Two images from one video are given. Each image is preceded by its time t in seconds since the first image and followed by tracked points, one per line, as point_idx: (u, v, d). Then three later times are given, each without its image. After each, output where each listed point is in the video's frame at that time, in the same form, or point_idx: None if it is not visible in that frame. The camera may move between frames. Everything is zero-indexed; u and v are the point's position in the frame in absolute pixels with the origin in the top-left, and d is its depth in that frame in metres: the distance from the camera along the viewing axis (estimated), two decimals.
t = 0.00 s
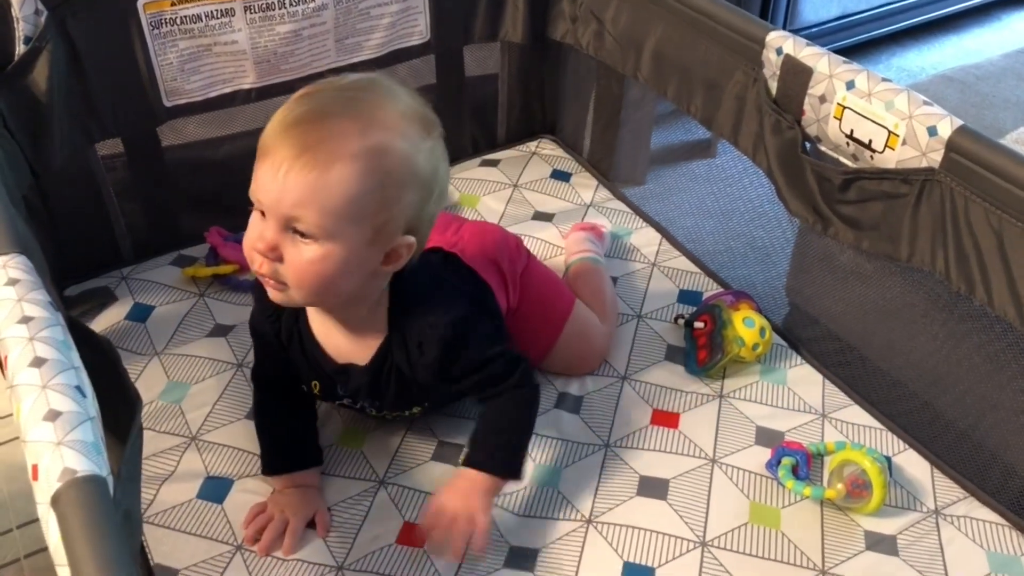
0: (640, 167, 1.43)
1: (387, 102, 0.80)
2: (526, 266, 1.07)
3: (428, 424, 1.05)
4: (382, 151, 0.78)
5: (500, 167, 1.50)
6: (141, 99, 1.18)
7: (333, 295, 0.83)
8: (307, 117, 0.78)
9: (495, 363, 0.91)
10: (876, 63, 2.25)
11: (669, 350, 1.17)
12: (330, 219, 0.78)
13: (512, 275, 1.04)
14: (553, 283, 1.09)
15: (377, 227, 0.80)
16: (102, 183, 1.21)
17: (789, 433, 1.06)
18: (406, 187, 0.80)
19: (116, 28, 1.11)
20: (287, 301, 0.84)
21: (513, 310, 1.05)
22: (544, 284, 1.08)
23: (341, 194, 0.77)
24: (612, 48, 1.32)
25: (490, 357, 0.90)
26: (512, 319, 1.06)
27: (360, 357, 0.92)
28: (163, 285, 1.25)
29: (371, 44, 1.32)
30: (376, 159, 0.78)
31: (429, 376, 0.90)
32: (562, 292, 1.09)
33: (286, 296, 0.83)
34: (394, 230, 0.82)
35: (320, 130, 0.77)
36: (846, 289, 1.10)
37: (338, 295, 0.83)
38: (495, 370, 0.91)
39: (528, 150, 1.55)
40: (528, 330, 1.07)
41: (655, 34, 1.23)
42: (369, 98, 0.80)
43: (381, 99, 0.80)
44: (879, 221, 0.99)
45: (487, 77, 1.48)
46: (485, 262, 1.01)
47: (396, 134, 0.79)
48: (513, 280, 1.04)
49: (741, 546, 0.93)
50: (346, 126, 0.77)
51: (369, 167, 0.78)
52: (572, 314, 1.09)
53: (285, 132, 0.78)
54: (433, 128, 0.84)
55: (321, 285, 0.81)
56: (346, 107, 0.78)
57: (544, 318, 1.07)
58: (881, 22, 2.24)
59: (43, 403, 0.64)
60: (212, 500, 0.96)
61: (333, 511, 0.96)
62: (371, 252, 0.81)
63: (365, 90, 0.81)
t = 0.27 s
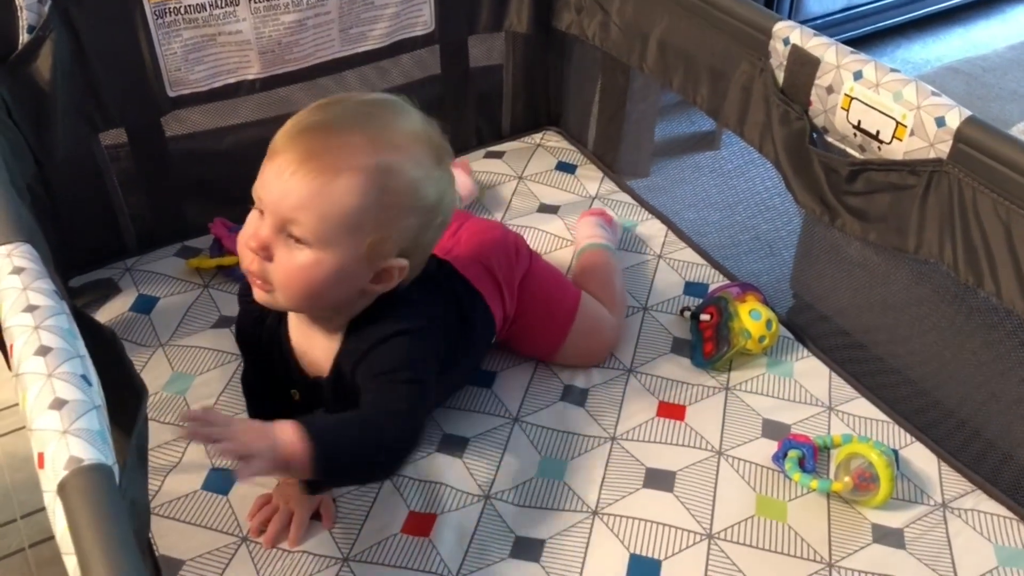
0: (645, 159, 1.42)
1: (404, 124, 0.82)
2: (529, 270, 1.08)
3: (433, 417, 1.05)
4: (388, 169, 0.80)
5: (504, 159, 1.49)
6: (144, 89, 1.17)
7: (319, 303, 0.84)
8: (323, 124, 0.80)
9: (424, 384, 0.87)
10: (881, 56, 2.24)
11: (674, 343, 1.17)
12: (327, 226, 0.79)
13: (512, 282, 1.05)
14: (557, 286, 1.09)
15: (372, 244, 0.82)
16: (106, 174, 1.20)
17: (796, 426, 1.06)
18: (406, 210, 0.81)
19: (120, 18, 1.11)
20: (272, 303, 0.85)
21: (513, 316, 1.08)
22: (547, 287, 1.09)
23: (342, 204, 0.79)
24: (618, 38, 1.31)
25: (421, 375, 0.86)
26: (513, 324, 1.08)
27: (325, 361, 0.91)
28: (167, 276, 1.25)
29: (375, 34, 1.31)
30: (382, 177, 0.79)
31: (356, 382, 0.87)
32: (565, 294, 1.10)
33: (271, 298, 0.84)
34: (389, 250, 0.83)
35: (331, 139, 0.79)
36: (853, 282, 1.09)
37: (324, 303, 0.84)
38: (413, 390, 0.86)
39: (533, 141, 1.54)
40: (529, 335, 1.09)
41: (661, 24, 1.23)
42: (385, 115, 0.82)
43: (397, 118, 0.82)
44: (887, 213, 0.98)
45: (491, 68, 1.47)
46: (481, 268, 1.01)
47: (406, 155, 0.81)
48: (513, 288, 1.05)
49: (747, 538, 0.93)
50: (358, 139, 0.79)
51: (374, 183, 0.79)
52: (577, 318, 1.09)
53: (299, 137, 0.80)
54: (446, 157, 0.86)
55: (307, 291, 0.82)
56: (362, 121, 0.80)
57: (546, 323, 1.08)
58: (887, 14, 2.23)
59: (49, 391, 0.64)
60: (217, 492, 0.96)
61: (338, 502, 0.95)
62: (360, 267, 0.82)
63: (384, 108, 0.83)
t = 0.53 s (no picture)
0: (652, 149, 1.42)
1: (329, 120, 0.78)
2: (532, 269, 1.10)
3: (439, 406, 1.05)
4: (320, 168, 0.76)
5: (511, 149, 1.49)
6: (151, 77, 1.17)
7: (281, 308, 0.82)
8: (243, 133, 0.76)
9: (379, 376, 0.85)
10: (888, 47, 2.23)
11: (680, 333, 1.16)
12: (270, 236, 0.76)
13: (509, 285, 1.06)
14: (565, 283, 1.10)
15: (320, 243, 0.79)
16: (113, 162, 1.20)
17: (803, 416, 1.06)
18: (346, 204, 0.78)
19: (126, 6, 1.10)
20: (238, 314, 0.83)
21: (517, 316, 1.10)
22: (554, 286, 1.10)
23: (280, 212, 0.75)
24: (625, 28, 1.31)
25: (374, 364, 0.84)
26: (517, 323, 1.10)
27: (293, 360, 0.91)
28: (173, 265, 1.25)
29: (381, 24, 1.31)
30: (316, 177, 0.76)
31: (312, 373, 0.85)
32: (577, 291, 1.11)
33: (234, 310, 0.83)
34: (339, 246, 0.80)
35: (257, 147, 0.75)
36: (860, 272, 1.09)
37: (287, 309, 0.82)
38: (368, 379, 0.84)
39: (539, 132, 1.54)
40: (536, 333, 1.11)
41: (669, 14, 1.22)
42: (307, 112, 0.77)
43: (324, 114, 0.78)
44: (895, 203, 0.98)
45: (498, 58, 1.47)
46: (476, 269, 1.03)
47: (333, 151, 0.77)
48: (513, 290, 1.07)
49: (753, 528, 0.93)
50: (284, 142, 0.75)
51: (308, 185, 0.76)
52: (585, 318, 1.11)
53: (225, 148, 0.76)
54: (376, 141, 0.81)
55: (267, 299, 0.80)
56: (284, 124, 0.76)
57: (551, 322, 1.10)
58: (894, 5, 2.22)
59: (59, 377, 0.64)
60: (224, 479, 0.96)
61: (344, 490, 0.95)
62: (313, 267, 0.80)
63: (303, 105, 0.78)
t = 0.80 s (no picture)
0: (660, 138, 1.41)
1: (302, 88, 0.80)
2: (539, 257, 1.11)
3: (447, 393, 1.05)
4: (301, 131, 0.78)
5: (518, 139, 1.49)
6: (159, 66, 1.17)
7: (279, 279, 0.83)
8: (223, 108, 0.78)
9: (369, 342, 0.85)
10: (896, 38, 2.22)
11: (688, 322, 1.16)
12: (263, 202, 0.78)
13: (515, 273, 1.07)
14: (575, 271, 1.12)
15: (310, 205, 0.80)
16: (121, 151, 1.20)
17: (811, 404, 1.06)
18: (329, 164, 0.80)
19: None
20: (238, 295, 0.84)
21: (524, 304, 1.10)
22: (562, 273, 1.11)
23: (270, 176, 0.77)
24: (634, 17, 1.30)
25: (364, 329, 0.84)
26: (525, 311, 1.11)
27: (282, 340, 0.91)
28: (181, 253, 1.25)
29: (389, 12, 1.31)
30: (299, 139, 0.78)
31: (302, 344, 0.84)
32: (586, 276, 1.12)
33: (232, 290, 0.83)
34: (328, 206, 0.82)
35: (239, 118, 0.77)
36: (869, 261, 1.09)
37: (286, 279, 0.83)
38: (359, 344, 0.83)
39: (546, 121, 1.54)
40: (544, 319, 1.12)
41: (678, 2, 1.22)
42: (282, 83, 0.80)
43: (297, 83, 0.80)
44: (905, 191, 0.97)
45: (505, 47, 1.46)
46: (479, 254, 1.04)
47: (311, 115, 0.79)
48: (520, 279, 1.07)
49: (761, 516, 0.93)
50: (264, 110, 0.78)
51: (292, 147, 0.78)
52: (594, 302, 1.12)
53: (206, 126, 0.78)
54: (349, 108, 0.84)
55: (266, 270, 0.81)
56: (260, 95, 0.79)
57: (560, 309, 1.11)
58: None
59: (71, 362, 0.64)
60: (233, 467, 0.96)
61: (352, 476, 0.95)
62: (306, 231, 0.81)
63: (275, 78, 0.81)
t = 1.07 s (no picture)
0: (667, 130, 1.41)
1: (313, 74, 0.81)
2: (548, 249, 1.10)
3: (454, 384, 1.05)
4: (315, 115, 0.79)
5: (524, 130, 1.48)
6: (165, 56, 1.17)
7: (294, 264, 0.83)
8: (236, 94, 0.79)
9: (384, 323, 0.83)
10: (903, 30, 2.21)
11: (696, 313, 1.16)
12: (280, 185, 0.78)
13: (524, 264, 1.07)
14: (585, 262, 1.12)
15: (325, 187, 0.81)
16: (127, 142, 1.20)
17: (819, 395, 1.06)
18: (342, 147, 0.81)
19: None
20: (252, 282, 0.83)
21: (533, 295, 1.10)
22: (571, 264, 1.11)
23: (286, 159, 0.78)
24: (641, 8, 1.30)
25: (378, 312, 0.83)
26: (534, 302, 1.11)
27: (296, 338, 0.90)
28: (188, 245, 1.25)
29: (395, 3, 1.30)
30: (313, 122, 0.79)
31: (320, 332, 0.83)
32: (596, 268, 1.12)
33: (246, 277, 0.82)
34: (341, 189, 0.83)
35: (252, 103, 0.78)
36: (877, 252, 1.08)
37: (300, 264, 0.83)
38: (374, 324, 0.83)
39: (552, 113, 1.53)
40: (552, 309, 1.12)
41: None
42: (291, 70, 0.81)
43: (306, 71, 0.82)
44: (913, 181, 0.97)
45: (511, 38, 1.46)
46: (487, 245, 1.04)
47: (323, 100, 0.80)
48: (529, 271, 1.07)
49: (770, 506, 0.93)
50: (277, 96, 0.78)
51: (308, 130, 0.79)
52: (603, 292, 1.13)
53: (220, 112, 0.78)
54: (356, 96, 0.85)
55: (282, 254, 0.81)
56: (273, 81, 0.80)
57: (569, 299, 1.11)
58: None
59: (81, 350, 0.64)
60: (241, 457, 0.96)
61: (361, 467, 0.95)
62: (320, 214, 0.82)
63: (283, 66, 0.82)
